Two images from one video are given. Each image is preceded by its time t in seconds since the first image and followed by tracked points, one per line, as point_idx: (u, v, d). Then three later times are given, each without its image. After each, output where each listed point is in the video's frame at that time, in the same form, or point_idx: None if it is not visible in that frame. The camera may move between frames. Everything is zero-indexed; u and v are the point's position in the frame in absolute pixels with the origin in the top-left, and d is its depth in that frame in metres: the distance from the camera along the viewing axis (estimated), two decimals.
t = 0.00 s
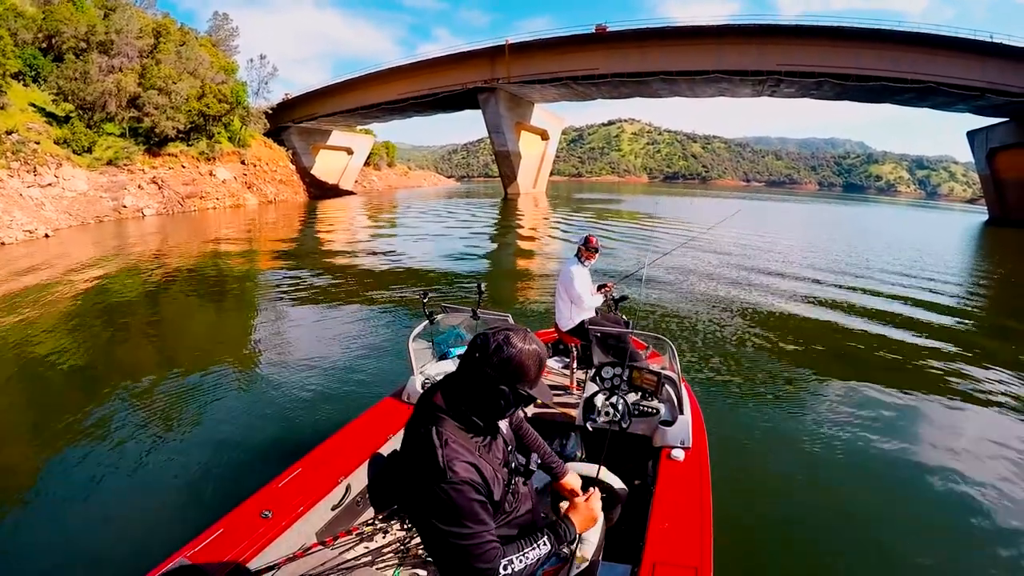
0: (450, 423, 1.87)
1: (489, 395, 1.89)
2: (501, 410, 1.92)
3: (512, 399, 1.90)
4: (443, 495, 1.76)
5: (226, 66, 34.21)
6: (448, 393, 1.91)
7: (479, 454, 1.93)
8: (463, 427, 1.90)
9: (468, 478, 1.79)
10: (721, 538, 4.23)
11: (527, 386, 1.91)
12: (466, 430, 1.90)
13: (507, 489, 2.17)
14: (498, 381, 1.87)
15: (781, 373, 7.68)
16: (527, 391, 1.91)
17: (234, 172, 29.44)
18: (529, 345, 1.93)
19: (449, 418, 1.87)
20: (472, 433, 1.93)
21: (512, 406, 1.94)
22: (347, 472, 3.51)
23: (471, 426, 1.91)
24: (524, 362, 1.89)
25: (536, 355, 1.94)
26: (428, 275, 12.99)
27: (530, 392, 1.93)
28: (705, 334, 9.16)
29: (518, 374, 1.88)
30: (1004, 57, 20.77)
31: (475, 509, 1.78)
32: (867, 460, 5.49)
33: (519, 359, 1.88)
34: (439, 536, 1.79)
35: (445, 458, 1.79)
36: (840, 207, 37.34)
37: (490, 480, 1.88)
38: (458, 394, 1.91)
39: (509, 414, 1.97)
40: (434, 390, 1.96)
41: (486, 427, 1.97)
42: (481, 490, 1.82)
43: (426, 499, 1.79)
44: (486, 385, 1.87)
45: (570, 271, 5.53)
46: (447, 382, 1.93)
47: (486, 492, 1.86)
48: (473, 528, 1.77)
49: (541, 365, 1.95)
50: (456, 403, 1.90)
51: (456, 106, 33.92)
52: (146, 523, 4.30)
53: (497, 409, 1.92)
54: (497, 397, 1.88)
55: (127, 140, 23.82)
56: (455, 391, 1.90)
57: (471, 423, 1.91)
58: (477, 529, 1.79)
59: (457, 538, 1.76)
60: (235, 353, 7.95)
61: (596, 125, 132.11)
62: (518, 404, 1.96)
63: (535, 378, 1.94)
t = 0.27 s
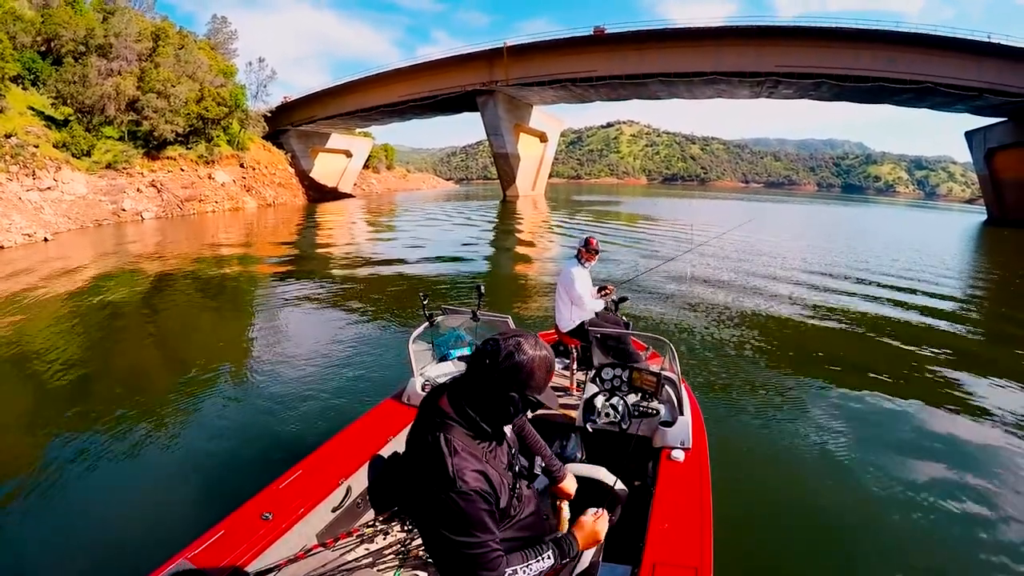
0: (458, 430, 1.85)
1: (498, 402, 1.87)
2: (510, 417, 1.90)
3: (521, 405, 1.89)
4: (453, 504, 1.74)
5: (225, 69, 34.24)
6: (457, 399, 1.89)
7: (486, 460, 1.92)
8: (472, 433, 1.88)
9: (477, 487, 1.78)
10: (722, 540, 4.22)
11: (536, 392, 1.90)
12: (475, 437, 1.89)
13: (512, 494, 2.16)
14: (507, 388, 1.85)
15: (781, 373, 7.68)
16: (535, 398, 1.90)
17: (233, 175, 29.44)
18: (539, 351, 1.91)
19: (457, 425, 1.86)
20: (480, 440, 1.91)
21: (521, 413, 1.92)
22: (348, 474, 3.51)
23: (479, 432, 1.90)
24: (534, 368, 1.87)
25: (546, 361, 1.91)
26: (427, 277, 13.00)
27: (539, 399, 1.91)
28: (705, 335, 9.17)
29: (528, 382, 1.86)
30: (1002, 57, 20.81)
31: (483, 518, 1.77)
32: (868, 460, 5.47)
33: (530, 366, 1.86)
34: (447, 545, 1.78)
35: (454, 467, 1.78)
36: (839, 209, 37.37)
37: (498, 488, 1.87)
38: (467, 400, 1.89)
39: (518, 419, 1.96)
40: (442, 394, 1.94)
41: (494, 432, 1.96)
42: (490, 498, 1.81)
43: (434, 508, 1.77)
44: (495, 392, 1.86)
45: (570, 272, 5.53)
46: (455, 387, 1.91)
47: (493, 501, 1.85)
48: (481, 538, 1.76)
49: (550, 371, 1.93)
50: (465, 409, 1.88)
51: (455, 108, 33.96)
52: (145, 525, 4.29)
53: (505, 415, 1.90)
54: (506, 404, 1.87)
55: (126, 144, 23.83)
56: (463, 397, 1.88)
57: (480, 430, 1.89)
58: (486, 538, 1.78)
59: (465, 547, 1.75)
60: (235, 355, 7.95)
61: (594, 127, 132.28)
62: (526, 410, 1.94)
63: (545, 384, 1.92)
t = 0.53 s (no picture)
0: (461, 436, 1.85)
1: (505, 409, 1.87)
2: (514, 424, 1.90)
3: (527, 413, 1.89)
4: (456, 510, 1.73)
5: (223, 70, 34.22)
6: (461, 404, 1.90)
7: (489, 467, 1.91)
8: (476, 440, 1.88)
9: (481, 494, 1.78)
10: (722, 540, 4.21)
11: (542, 401, 1.89)
12: (479, 443, 1.88)
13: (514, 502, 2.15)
14: (514, 396, 1.85)
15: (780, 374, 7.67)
16: (540, 407, 1.89)
17: (232, 175, 29.43)
18: (547, 358, 1.91)
19: (461, 430, 1.85)
20: (484, 446, 1.90)
21: (527, 420, 1.92)
22: (348, 474, 3.50)
23: (482, 439, 1.89)
24: (542, 377, 1.86)
25: (555, 369, 1.91)
26: (426, 278, 13.01)
27: (545, 407, 1.91)
28: (703, 335, 9.17)
29: (536, 390, 1.86)
30: (1001, 57, 20.82)
31: (486, 525, 1.76)
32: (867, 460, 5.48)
33: (538, 374, 1.85)
34: (448, 551, 1.76)
35: (458, 473, 1.77)
36: (838, 209, 37.40)
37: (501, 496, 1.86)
38: (472, 406, 1.89)
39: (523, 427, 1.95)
40: (446, 397, 1.94)
41: (498, 438, 1.95)
42: (492, 505, 1.80)
43: (437, 514, 1.76)
44: (502, 398, 1.85)
45: (570, 272, 5.53)
46: (460, 390, 1.92)
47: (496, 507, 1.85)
48: (484, 546, 1.75)
49: (558, 379, 1.93)
50: (470, 414, 1.88)
51: (454, 109, 33.95)
52: (145, 525, 4.29)
53: (511, 422, 1.90)
54: (513, 412, 1.87)
55: (125, 144, 23.82)
56: (469, 402, 1.89)
57: (484, 436, 1.89)
58: (489, 545, 1.76)
59: (468, 555, 1.74)
60: (234, 356, 7.94)
61: (593, 128, 132.35)
62: (532, 418, 1.93)
63: (550, 393, 1.91)
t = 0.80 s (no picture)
0: (461, 437, 1.84)
1: (505, 411, 1.87)
2: (514, 426, 1.90)
3: (528, 414, 1.88)
4: (455, 512, 1.73)
5: (223, 67, 34.16)
6: (461, 405, 1.90)
7: (490, 469, 1.90)
8: (476, 441, 1.87)
9: (481, 496, 1.77)
10: (721, 542, 4.21)
11: (543, 403, 1.88)
12: (479, 444, 1.88)
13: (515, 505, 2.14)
14: (516, 398, 1.85)
15: (779, 375, 7.68)
16: (541, 408, 1.89)
17: (230, 172, 29.39)
18: (548, 360, 1.91)
19: (461, 432, 1.85)
20: (485, 447, 1.90)
21: (528, 420, 1.91)
22: (348, 473, 3.49)
23: (483, 440, 1.89)
24: (543, 378, 1.86)
25: (556, 370, 1.91)
26: (424, 276, 13.00)
27: (546, 409, 1.91)
28: (702, 336, 9.18)
29: (537, 391, 1.85)
30: (1000, 60, 20.85)
31: (487, 528, 1.76)
32: (866, 461, 5.48)
33: (539, 376, 1.85)
34: (448, 554, 1.75)
35: (458, 476, 1.77)
36: (836, 210, 37.45)
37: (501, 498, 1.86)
38: (473, 407, 1.89)
39: (523, 428, 1.95)
40: (446, 399, 1.94)
41: (498, 439, 1.95)
42: (493, 508, 1.80)
43: (437, 517, 1.76)
44: (502, 400, 1.85)
45: (570, 273, 5.54)
46: (460, 392, 1.92)
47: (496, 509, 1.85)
48: (485, 549, 1.75)
49: (559, 380, 1.92)
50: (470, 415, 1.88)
51: (453, 107, 33.91)
52: (143, 524, 4.28)
53: (511, 423, 1.89)
54: (514, 414, 1.87)
55: (123, 141, 23.78)
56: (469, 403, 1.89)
57: (485, 437, 1.89)
58: (489, 548, 1.76)
59: (468, 558, 1.73)
60: (232, 354, 7.92)
61: (592, 127, 132.35)
62: (533, 419, 1.93)
63: (552, 394, 1.91)
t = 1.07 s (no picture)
0: (458, 437, 1.84)
1: (502, 410, 1.88)
2: (511, 425, 1.90)
3: (525, 414, 1.89)
4: (453, 512, 1.74)
5: (222, 67, 34.14)
6: (458, 404, 1.90)
7: (488, 469, 1.91)
8: (474, 440, 1.88)
9: (478, 495, 1.78)
10: (721, 541, 4.21)
11: (540, 402, 1.89)
12: (476, 444, 1.88)
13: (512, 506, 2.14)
14: (513, 398, 1.86)
15: (780, 374, 7.68)
16: (538, 408, 1.89)
17: (229, 173, 29.37)
18: (545, 361, 1.91)
19: (458, 432, 1.86)
20: (482, 447, 1.90)
21: (525, 420, 1.92)
22: (348, 473, 3.50)
23: (480, 440, 1.89)
24: (540, 378, 1.87)
25: (553, 371, 1.91)
26: (424, 276, 13.00)
27: (543, 408, 1.92)
28: (701, 336, 9.18)
29: (533, 391, 1.86)
30: (999, 59, 20.87)
31: (484, 528, 1.76)
32: (865, 461, 5.49)
33: (537, 376, 1.86)
34: (445, 555, 1.75)
35: (455, 475, 1.77)
36: (835, 209, 37.48)
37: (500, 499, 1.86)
38: (469, 407, 1.89)
39: (519, 428, 1.96)
40: (443, 398, 1.94)
41: (496, 440, 1.95)
42: (491, 507, 1.81)
43: (434, 517, 1.77)
44: (499, 399, 1.86)
45: (570, 273, 5.54)
46: (457, 391, 1.92)
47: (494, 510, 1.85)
48: (482, 550, 1.75)
49: (556, 380, 1.93)
50: (467, 415, 1.88)
51: (452, 107, 33.92)
52: (143, 524, 4.29)
53: (508, 423, 1.90)
54: (512, 413, 1.88)
55: (122, 141, 23.76)
56: (466, 403, 1.89)
57: (482, 437, 1.89)
58: (487, 549, 1.76)
59: (465, 559, 1.74)
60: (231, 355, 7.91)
61: (592, 127, 132.34)
62: (531, 419, 1.94)
63: (549, 394, 1.91)
